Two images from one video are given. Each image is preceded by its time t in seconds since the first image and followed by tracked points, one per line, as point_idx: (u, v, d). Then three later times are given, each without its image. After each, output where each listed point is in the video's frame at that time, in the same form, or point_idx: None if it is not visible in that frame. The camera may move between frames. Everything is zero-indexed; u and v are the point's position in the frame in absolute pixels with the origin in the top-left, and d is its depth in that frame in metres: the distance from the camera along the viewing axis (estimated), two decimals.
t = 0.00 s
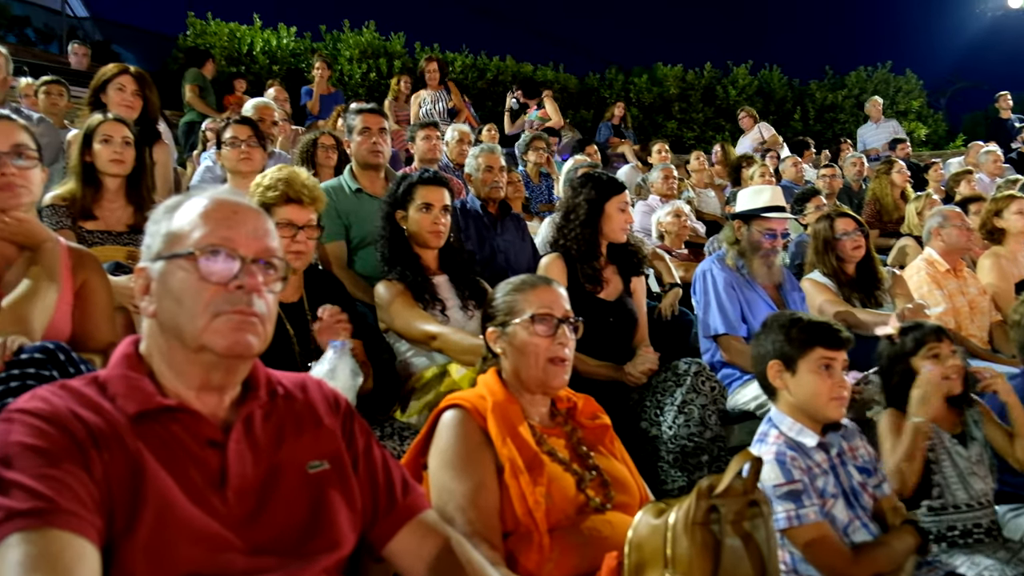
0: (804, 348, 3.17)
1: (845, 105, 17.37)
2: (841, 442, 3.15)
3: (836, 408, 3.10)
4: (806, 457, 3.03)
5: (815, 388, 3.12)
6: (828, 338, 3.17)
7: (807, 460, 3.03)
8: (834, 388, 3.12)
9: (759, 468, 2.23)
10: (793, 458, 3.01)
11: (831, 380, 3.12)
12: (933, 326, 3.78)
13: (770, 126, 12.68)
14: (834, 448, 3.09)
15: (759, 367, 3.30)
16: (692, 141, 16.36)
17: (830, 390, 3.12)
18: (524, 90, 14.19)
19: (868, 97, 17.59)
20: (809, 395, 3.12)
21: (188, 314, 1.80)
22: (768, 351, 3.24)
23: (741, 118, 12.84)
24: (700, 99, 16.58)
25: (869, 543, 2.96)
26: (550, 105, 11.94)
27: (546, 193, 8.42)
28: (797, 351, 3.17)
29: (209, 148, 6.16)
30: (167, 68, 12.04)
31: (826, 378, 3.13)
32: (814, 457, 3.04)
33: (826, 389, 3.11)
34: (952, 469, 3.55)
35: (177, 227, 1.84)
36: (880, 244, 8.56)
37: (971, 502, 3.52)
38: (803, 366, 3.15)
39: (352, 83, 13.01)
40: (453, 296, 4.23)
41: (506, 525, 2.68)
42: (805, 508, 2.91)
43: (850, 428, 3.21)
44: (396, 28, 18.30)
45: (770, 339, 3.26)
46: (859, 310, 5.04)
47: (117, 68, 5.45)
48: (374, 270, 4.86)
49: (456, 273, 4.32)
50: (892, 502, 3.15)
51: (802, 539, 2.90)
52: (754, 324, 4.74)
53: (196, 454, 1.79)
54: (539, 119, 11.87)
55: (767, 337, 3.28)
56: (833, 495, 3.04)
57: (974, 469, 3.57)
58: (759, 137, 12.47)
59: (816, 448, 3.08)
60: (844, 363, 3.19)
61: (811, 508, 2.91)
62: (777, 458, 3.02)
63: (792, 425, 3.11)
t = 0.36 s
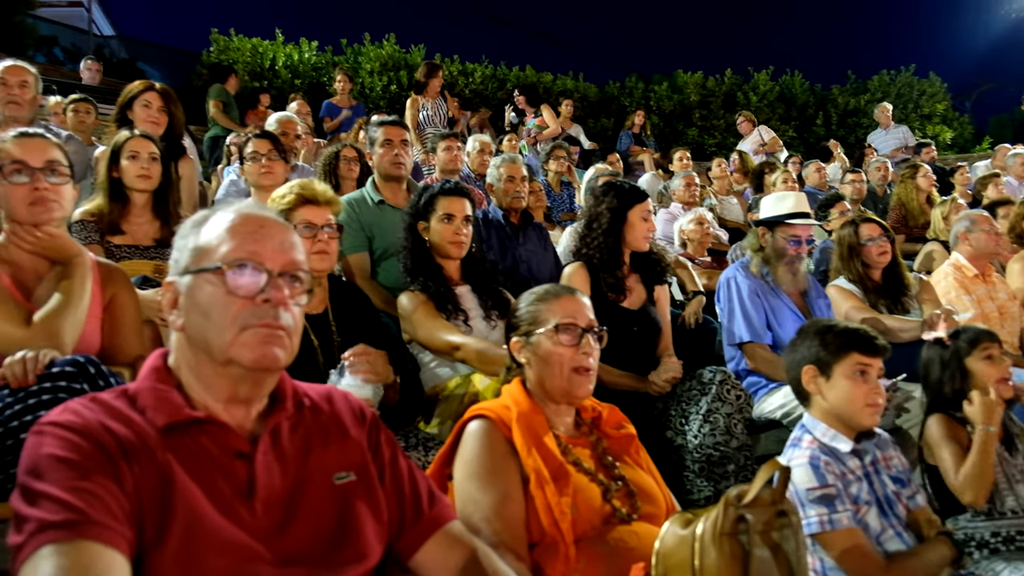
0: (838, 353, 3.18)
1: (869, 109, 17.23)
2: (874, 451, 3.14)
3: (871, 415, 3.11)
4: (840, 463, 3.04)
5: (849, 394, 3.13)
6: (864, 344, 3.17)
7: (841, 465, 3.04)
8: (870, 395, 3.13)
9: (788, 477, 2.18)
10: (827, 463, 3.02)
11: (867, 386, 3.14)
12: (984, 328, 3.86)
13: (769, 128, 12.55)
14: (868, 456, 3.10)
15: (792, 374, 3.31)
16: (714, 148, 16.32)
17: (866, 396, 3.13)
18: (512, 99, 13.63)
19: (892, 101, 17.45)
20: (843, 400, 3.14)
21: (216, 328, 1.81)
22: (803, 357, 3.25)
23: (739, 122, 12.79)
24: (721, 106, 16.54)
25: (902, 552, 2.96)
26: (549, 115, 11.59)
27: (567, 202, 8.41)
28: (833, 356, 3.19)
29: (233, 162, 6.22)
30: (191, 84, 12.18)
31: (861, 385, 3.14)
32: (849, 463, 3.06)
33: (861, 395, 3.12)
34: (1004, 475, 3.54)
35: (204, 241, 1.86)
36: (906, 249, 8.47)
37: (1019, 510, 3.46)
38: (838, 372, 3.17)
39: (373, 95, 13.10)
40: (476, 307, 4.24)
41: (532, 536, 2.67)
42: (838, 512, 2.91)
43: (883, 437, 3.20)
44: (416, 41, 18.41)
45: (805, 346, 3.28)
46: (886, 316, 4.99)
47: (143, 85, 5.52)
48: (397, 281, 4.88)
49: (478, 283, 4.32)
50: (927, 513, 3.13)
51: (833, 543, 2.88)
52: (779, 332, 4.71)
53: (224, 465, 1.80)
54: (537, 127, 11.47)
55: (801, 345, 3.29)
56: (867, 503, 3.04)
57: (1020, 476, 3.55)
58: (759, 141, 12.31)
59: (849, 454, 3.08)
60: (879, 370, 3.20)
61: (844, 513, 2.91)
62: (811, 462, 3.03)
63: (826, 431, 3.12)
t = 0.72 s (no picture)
0: (869, 361, 3.18)
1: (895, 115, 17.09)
2: (910, 460, 3.12)
3: (907, 419, 3.10)
4: (877, 471, 3.02)
5: (882, 401, 3.11)
6: (893, 349, 3.18)
7: (878, 473, 3.02)
8: (904, 400, 3.12)
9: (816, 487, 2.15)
10: (864, 470, 3.00)
11: (900, 392, 3.12)
12: None
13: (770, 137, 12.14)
14: (904, 465, 3.08)
15: (822, 385, 3.30)
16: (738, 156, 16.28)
17: (900, 401, 3.12)
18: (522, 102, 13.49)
19: (918, 107, 17.32)
20: (878, 406, 3.12)
21: (245, 338, 1.83)
22: (834, 366, 3.24)
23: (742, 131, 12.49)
24: (744, 113, 16.50)
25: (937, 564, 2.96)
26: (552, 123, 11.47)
27: (591, 211, 8.40)
28: (863, 364, 3.18)
29: (259, 174, 6.28)
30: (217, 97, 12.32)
31: (895, 391, 3.13)
32: (887, 472, 3.03)
33: (896, 401, 3.11)
34: None
35: (233, 252, 1.88)
36: (935, 256, 8.38)
37: None
38: (870, 379, 3.15)
39: (397, 106, 13.18)
40: (501, 316, 4.24)
41: (558, 545, 2.67)
42: (874, 520, 2.91)
43: (919, 447, 3.17)
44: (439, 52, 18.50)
45: (834, 355, 3.27)
46: (914, 325, 4.96)
47: (171, 98, 5.58)
48: (421, 290, 4.90)
49: (503, 292, 4.33)
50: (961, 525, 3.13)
51: (868, 551, 2.88)
52: (805, 340, 4.68)
53: (253, 472, 1.82)
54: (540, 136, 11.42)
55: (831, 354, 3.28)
56: (903, 512, 3.03)
57: None
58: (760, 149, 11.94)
59: (885, 461, 3.06)
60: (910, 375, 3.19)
61: (881, 521, 2.91)
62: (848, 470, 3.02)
63: (861, 438, 3.09)
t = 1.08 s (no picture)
0: (902, 370, 3.16)
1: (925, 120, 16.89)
2: (947, 471, 3.09)
3: (945, 427, 3.07)
4: (915, 480, 3.01)
5: (918, 410, 3.09)
6: (926, 357, 3.16)
7: (916, 482, 3.01)
8: (941, 407, 3.10)
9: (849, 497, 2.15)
10: (902, 479, 3.00)
11: (936, 400, 3.10)
12: None
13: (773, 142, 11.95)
14: (941, 474, 3.06)
15: (855, 394, 3.28)
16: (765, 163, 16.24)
17: (937, 408, 3.09)
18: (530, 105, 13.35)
19: (949, 112, 17.10)
20: (914, 415, 3.09)
21: (277, 348, 1.85)
22: (867, 378, 3.22)
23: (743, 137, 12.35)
24: (771, 120, 16.42)
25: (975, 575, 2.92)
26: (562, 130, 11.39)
27: (617, 219, 8.38)
28: (897, 373, 3.16)
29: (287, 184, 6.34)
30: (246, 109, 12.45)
31: (931, 398, 3.10)
32: (925, 481, 3.02)
33: (933, 408, 3.09)
34: None
35: (265, 261, 1.90)
36: (968, 263, 8.28)
37: None
38: (905, 388, 3.13)
39: (423, 116, 13.25)
40: (529, 325, 4.24)
41: (586, 553, 2.66)
42: (912, 529, 2.88)
43: (957, 458, 3.15)
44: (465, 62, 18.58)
45: (866, 364, 3.25)
46: (947, 332, 4.89)
47: (202, 111, 5.65)
48: (448, 299, 4.91)
49: (530, 301, 4.34)
50: (999, 539, 3.09)
51: (905, 558, 2.85)
52: (835, 348, 4.63)
53: (284, 478, 1.83)
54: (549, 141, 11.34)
55: (864, 363, 3.26)
56: (941, 522, 3.00)
57: None
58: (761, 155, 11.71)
59: (923, 471, 3.04)
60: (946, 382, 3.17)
61: (919, 530, 2.88)
62: (885, 478, 3.01)
63: (898, 447, 3.08)
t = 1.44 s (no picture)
0: (942, 376, 3.11)
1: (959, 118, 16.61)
2: (992, 478, 3.04)
3: (989, 433, 3.03)
4: (958, 486, 2.96)
5: (960, 416, 3.05)
6: (967, 362, 3.11)
7: (960, 489, 2.96)
8: (984, 412, 3.06)
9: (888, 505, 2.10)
10: (946, 485, 2.95)
11: (979, 405, 3.06)
12: None
13: (771, 143, 12.10)
14: (986, 481, 3.00)
15: (894, 399, 3.24)
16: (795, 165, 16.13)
17: (980, 414, 3.05)
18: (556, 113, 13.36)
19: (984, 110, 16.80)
20: (956, 421, 3.05)
21: (312, 358, 1.86)
22: (906, 384, 3.18)
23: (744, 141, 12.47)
24: (801, 122, 16.30)
25: None
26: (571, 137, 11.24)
27: (646, 225, 8.34)
28: (937, 379, 3.12)
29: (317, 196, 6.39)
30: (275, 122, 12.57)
31: (972, 404, 3.06)
32: (969, 488, 2.97)
33: (975, 414, 3.05)
34: None
35: (300, 272, 1.91)
36: (1005, 264, 8.16)
37: None
38: (946, 394, 3.09)
39: (450, 126, 13.31)
40: (559, 332, 4.24)
41: (620, 563, 2.64)
42: (957, 537, 2.85)
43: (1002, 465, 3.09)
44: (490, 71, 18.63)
45: (905, 370, 3.21)
46: (985, 335, 4.82)
47: (232, 125, 5.71)
48: (478, 307, 4.91)
49: (561, 308, 4.33)
50: None
51: (949, 566, 2.82)
52: (870, 353, 4.58)
53: (320, 488, 1.84)
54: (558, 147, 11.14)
55: (902, 368, 3.22)
56: (986, 530, 2.95)
57: None
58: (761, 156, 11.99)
59: (966, 478, 2.99)
60: (987, 387, 3.12)
61: (964, 538, 2.85)
62: (928, 484, 2.96)
63: (940, 453, 3.03)
